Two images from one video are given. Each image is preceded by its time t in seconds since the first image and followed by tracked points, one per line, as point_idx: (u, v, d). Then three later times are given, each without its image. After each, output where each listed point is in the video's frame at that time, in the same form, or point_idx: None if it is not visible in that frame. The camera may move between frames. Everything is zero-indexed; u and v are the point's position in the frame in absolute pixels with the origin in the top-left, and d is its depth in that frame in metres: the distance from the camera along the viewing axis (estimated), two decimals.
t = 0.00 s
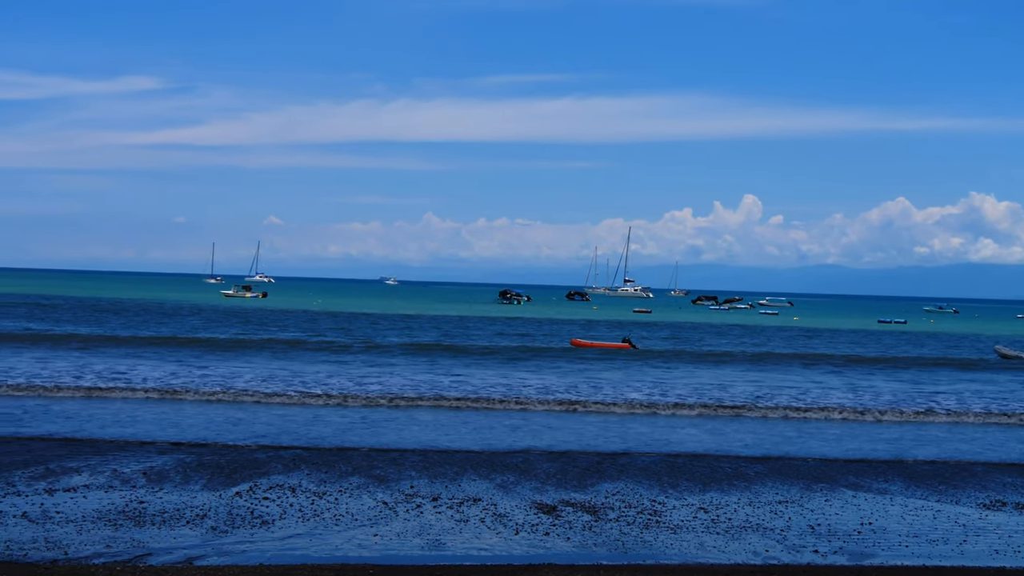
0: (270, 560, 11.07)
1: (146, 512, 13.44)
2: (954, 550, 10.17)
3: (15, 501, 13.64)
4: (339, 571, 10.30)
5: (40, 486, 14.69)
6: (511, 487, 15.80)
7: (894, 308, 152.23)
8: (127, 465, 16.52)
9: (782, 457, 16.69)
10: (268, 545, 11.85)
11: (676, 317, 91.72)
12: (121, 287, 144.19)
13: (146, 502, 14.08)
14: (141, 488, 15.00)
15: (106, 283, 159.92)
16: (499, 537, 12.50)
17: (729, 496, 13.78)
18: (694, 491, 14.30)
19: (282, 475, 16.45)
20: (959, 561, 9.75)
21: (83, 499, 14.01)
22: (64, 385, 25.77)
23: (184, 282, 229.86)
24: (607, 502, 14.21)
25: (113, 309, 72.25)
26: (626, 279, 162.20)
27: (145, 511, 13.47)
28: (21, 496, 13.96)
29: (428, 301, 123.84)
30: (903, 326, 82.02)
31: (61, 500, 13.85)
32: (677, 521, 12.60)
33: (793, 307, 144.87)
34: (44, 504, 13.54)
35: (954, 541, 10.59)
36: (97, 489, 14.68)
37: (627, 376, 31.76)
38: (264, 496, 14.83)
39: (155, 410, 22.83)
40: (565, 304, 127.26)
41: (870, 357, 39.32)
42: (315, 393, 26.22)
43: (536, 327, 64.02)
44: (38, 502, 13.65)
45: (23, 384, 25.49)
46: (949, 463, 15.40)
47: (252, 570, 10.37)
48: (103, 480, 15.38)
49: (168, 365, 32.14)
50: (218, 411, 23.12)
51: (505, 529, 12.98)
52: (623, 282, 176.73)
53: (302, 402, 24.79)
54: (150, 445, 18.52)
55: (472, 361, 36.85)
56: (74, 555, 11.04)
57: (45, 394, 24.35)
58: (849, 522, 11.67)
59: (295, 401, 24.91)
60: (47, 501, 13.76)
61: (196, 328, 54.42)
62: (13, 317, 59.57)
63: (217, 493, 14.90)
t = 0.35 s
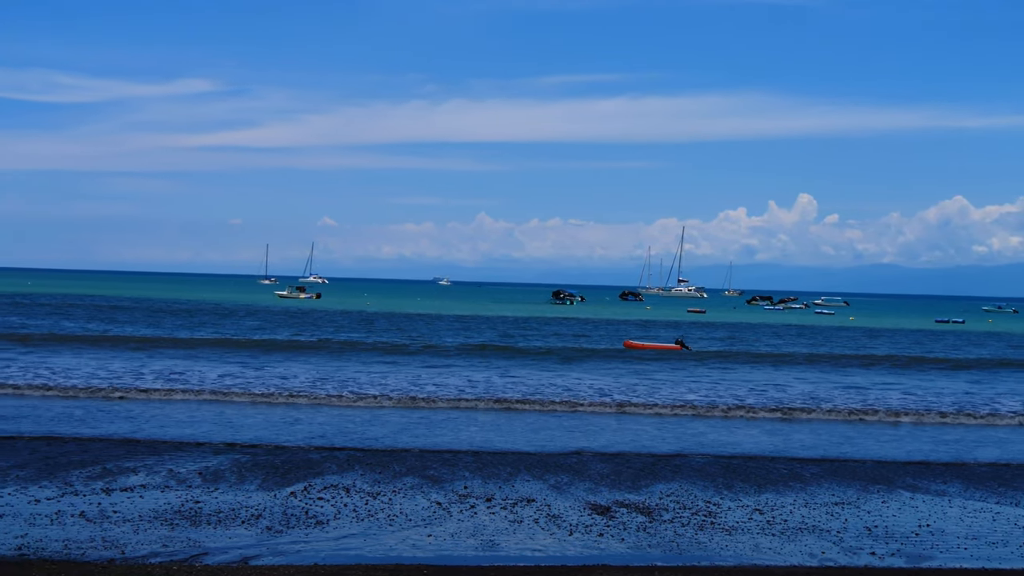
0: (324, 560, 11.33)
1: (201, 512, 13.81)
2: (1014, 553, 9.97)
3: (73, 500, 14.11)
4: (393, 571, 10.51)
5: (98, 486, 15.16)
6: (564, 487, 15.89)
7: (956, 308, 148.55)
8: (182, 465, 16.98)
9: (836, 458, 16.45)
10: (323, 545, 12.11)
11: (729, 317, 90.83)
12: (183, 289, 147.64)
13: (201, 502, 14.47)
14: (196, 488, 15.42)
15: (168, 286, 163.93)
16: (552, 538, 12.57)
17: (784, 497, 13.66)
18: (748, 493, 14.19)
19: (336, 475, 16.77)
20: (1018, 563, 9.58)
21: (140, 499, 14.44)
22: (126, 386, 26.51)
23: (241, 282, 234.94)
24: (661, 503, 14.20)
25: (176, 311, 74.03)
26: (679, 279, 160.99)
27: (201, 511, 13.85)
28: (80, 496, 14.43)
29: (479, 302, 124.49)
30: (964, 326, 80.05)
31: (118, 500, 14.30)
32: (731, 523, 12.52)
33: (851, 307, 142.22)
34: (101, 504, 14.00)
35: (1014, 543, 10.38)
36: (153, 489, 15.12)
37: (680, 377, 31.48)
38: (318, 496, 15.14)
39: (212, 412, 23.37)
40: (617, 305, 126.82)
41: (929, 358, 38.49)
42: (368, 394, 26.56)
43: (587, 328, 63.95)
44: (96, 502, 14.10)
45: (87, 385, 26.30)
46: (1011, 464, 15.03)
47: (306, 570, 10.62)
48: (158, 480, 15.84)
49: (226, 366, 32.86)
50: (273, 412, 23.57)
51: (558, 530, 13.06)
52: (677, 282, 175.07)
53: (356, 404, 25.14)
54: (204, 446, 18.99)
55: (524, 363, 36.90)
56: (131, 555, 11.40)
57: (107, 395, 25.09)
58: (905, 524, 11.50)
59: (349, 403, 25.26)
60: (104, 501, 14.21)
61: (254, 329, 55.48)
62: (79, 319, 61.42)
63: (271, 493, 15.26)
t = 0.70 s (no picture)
0: (377, 561, 11.59)
1: (255, 512, 14.19)
2: None
3: (129, 500, 14.61)
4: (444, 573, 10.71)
5: (154, 486, 15.68)
6: (617, 489, 15.96)
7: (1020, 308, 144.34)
8: (237, 466, 17.44)
9: (891, 461, 16.19)
10: (376, 546, 12.38)
11: (783, 318, 89.59)
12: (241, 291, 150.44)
13: (255, 502, 14.86)
14: (250, 488, 15.84)
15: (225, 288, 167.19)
16: (603, 539, 12.65)
17: (838, 499, 13.54)
18: (802, 495, 14.09)
19: (388, 476, 17.07)
20: None
21: (194, 500, 14.88)
22: (184, 389, 27.22)
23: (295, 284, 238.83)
24: (713, 505, 14.17)
25: (233, 312, 75.57)
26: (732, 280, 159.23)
27: (254, 511, 14.23)
28: (136, 496, 14.94)
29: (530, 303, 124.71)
30: None
31: (173, 500, 14.76)
32: (784, 525, 12.46)
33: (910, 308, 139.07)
34: (157, 504, 14.48)
35: None
36: (207, 490, 15.56)
37: (733, 379, 31.13)
38: (371, 497, 15.44)
39: (267, 413, 23.87)
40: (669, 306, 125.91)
41: (992, 360, 37.53)
42: (419, 396, 26.84)
43: (638, 329, 63.66)
44: (152, 502, 14.57)
45: (147, 387, 27.08)
46: None
47: (357, 571, 10.88)
48: (213, 480, 16.30)
49: (280, 368, 33.49)
50: (326, 414, 24.00)
51: (611, 531, 13.13)
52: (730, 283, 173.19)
53: (406, 406, 25.45)
54: (258, 447, 19.44)
55: (574, 365, 36.88)
56: (186, 555, 11.78)
57: (166, 396, 25.81)
58: (961, 527, 11.34)
59: (400, 405, 25.59)
60: (159, 501, 14.68)
61: (308, 331, 56.37)
62: (140, 320, 63.08)
63: (325, 494, 15.61)
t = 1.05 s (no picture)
0: (431, 565, 11.81)
1: (310, 515, 14.54)
2: None
3: (185, 503, 15.09)
4: None
5: (209, 489, 16.16)
6: (672, 493, 15.95)
7: None
8: (291, 470, 17.86)
9: (949, 466, 15.88)
10: (430, 549, 12.61)
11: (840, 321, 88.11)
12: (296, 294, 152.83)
13: (310, 505, 15.22)
14: (305, 491, 16.22)
15: (281, 292, 169.90)
16: (658, 544, 12.68)
17: (895, 504, 13.36)
18: (858, 499, 13.93)
19: (441, 480, 17.32)
20: None
21: (250, 503, 15.30)
22: (239, 393, 27.85)
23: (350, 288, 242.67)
24: (769, 509, 14.10)
25: (287, 316, 76.88)
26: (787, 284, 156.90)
27: (309, 515, 14.59)
28: (192, 499, 15.41)
29: (582, 307, 124.63)
30: None
31: (228, 503, 15.20)
32: (840, 530, 12.36)
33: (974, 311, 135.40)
34: (213, 507, 14.92)
35: None
36: (262, 493, 15.98)
37: (787, 385, 30.71)
38: (425, 500, 15.70)
39: (322, 417, 24.35)
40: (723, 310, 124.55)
41: None
42: (470, 401, 27.08)
43: (691, 333, 63.12)
44: (208, 505, 15.02)
45: (204, 392, 27.78)
46: None
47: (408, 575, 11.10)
48: (268, 483, 16.73)
49: (333, 373, 34.04)
50: (378, 419, 24.36)
51: (665, 536, 13.16)
52: (786, 286, 170.61)
53: (458, 411, 25.70)
54: (312, 450, 19.86)
55: (625, 371, 36.73)
56: (241, 557, 12.13)
57: (223, 400, 26.48)
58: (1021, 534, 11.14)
59: (451, 410, 25.85)
60: (215, 504, 15.13)
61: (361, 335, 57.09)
62: (198, 324, 64.51)
63: (380, 497, 15.92)
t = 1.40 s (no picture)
0: (483, 571, 12.01)
1: (363, 521, 14.87)
2: None
3: (240, 508, 15.53)
4: None
5: (264, 494, 16.60)
6: (725, 500, 15.92)
7: None
8: (345, 475, 18.25)
9: (1009, 474, 15.56)
10: (483, 555, 12.83)
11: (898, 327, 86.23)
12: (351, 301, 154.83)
13: (363, 511, 15.55)
14: (358, 497, 16.57)
15: (336, 299, 172.30)
16: (712, 551, 12.70)
17: (952, 512, 13.19)
18: (914, 507, 13.76)
19: (494, 486, 17.53)
20: None
21: (304, 508, 15.69)
22: (292, 399, 28.43)
23: (403, 294, 245.32)
24: (824, 516, 14.01)
25: (341, 322, 78.03)
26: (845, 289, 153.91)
27: (363, 520, 14.91)
28: (247, 504, 15.86)
29: (633, 313, 124.08)
30: None
31: (283, 508, 15.61)
32: (897, 537, 12.24)
33: None
34: (267, 512, 15.34)
35: None
36: (316, 498, 16.37)
37: (844, 392, 30.18)
38: (478, 506, 15.92)
39: (372, 423, 24.77)
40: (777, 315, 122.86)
41: None
42: (518, 408, 27.24)
43: (745, 339, 62.36)
44: (263, 510, 15.45)
45: (258, 398, 28.41)
46: None
47: None
48: (321, 489, 17.12)
49: (385, 379, 34.49)
50: (428, 425, 24.63)
51: (719, 543, 13.16)
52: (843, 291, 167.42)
53: (509, 418, 25.87)
54: (364, 456, 20.24)
55: (676, 378, 36.52)
56: (295, 562, 12.47)
57: (276, 406, 27.08)
58: None
59: (502, 417, 26.00)
60: (269, 509, 15.55)
61: (413, 342, 57.65)
62: (255, 330, 65.83)
63: (433, 503, 16.19)
